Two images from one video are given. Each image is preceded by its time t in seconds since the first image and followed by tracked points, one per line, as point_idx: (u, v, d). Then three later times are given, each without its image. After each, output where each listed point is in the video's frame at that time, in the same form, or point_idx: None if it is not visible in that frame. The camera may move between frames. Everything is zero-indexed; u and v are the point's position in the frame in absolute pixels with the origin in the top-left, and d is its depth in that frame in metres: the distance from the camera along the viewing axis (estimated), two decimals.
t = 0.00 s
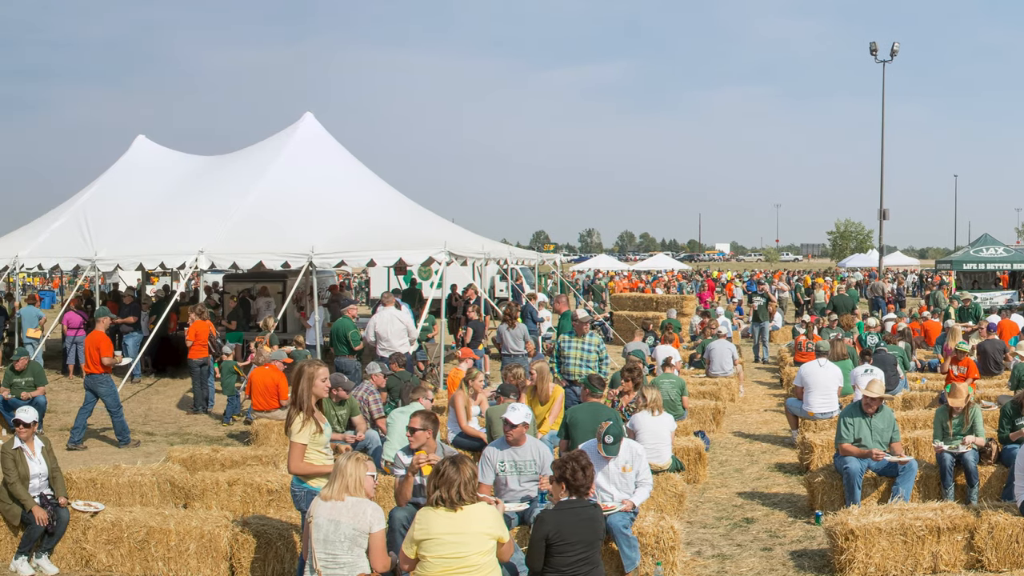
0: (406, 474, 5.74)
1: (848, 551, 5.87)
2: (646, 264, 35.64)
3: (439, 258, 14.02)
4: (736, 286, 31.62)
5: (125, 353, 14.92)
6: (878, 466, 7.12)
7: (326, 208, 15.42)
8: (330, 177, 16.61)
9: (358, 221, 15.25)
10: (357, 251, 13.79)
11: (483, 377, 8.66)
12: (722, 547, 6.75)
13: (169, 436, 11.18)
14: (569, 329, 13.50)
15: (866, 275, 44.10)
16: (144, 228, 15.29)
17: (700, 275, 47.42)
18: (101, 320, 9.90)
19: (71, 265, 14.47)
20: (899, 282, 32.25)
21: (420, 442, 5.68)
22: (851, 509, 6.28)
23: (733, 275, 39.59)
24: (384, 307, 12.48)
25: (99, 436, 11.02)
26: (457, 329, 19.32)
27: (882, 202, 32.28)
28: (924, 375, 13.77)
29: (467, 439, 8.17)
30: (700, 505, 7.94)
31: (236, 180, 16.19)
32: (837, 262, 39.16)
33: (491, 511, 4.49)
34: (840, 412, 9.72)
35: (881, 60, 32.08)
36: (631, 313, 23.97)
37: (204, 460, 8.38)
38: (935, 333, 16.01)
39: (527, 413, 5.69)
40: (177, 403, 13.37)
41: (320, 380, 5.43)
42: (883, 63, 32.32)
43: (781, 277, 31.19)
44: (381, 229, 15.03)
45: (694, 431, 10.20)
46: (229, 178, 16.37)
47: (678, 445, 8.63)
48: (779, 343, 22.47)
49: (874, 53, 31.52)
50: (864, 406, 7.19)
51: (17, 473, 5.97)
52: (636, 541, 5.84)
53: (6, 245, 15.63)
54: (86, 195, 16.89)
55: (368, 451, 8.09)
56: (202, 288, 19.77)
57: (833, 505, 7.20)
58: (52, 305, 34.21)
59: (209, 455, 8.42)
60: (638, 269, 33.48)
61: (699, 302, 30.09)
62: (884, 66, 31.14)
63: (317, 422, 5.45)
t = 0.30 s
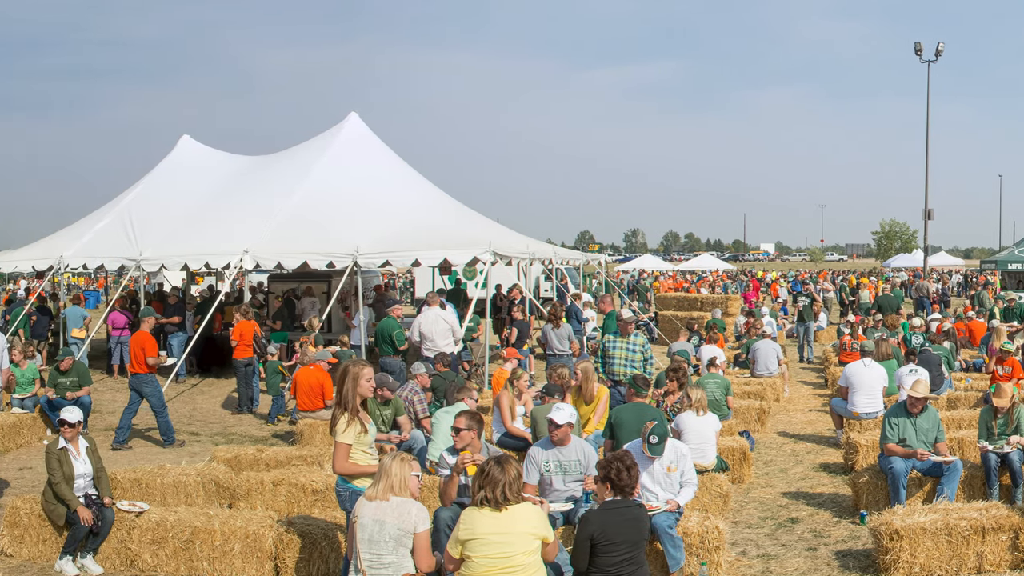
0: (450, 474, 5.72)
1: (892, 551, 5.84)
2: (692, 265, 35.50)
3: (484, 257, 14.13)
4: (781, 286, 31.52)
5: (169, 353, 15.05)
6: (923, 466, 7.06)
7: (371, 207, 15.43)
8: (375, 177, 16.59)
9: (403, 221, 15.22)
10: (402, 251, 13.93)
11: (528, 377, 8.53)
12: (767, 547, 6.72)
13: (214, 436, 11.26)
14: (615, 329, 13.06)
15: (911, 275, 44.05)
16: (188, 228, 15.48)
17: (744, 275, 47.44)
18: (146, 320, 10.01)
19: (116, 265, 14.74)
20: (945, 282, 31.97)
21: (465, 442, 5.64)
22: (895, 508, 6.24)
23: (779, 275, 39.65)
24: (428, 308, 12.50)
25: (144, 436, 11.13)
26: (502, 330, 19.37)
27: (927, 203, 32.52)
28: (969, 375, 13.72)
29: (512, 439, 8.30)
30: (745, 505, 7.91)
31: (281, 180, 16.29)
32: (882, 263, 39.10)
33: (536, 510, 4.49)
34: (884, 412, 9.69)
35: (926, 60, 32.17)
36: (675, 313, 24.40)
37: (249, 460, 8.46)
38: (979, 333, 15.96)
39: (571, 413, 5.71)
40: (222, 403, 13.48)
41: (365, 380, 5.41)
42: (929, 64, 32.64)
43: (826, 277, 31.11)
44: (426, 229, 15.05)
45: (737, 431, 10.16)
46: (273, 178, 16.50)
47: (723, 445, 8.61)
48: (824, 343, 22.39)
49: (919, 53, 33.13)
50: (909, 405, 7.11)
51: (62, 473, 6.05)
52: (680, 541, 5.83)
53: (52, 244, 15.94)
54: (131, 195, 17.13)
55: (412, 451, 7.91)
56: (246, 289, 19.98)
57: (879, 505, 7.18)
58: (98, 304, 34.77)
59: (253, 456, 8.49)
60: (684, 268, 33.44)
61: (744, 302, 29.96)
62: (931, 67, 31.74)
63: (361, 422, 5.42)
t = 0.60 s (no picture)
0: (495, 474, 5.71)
1: (937, 551, 5.82)
2: (737, 264, 35.41)
3: (528, 257, 13.76)
4: (825, 286, 31.40)
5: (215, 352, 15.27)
6: (967, 466, 7.05)
7: (416, 207, 15.56)
8: (418, 177, 16.69)
9: (448, 221, 15.30)
10: (447, 252, 13.74)
11: (572, 377, 8.73)
12: (812, 547, 6.68)
13: (259, 436, 11.32)
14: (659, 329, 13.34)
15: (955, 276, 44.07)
16: (232, 228, 15.61)
17: (789, 275, 47.39)
18: (191, 320, 10.09)
19: (161, 265, 14.79)
20: (990, 283, 31.67)
21: (510, 442, 5.69)
22: (940, 509, 6.22)
23: (822, 276, 39.61)
24: (473, 308, 12.48)
25: (188, 436, 11.22)
26: (547, 330, 19.35)
27: (974, 203, 32.53)
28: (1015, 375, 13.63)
29: (557, 439, 8.19)
30: (790, 505, 7.87)
31: (326, 180, 16.48)
32: (925, 263, 38.88)
33: (580, 511, 4.48)
34: (929, 412, 9.64)
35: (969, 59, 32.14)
36: (720, 312, 23.90)
37: (294, 460, 8.49)
38: None
39: (616, 413, 5.62)
40: (266, 403, 13.58)
41: (409, 380, 5.36)
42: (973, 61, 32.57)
43: (870, 276, 30.96)
44: (470, 229, 15.05)
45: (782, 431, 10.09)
46: (318, 178, 16.68)
47: (767, 445, 8.57)
48: (869, 343, 22.27)
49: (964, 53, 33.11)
50: (953, 406, 7.08)
51: (107, 473, 6.11)
52: (725, 541, 5.76)
53: (97, 245, 16.05)
54: (175, 195, 17.28)
55: (457, 451, 8.10)
56: (293, 289, 20.13)
57: (923, 506, 7.15)
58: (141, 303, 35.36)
59: (298, 455, 8.53)
60: (728, 268, 33.47)
61: (788, 302, 29.88)
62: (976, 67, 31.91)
63: (406, 422, 5.40)
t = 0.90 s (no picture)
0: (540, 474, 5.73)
1: (982, 551, 5.80)
2: (783, 265, 35.25)
3: (574, 258, 13.69)
4: (870, 287, 31.22)
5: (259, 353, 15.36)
6: (1013, 467, 7.00)
7: (461, 207, 15.56)
8: (463, 177, 16.72)
9: (493, 221, 15.28)
10: (492, 252, 13.76)
11: (619, 377, 8.49)
12: (856, 547, 6.67)
13: (304, 436, 11.39)
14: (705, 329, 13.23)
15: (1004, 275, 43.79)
16: (276, 229, 15.79)
17: (833, 275, 47.32)
18: (236, 320, 10.15)
19: (206, 265, 15.04)
20: None
21: (555, 442, 5.58)
22: (985, 509, 6.18)
23: (868, 276, 39.41)
24: (518, 308, 12.52)
25: (233, 436, 11.31)
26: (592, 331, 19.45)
27: None
28: None
29: (601, 439, 8.37)
30: (834, 505, 7.84)
31: (372, 180, 16.60)
32: (971, 262, 38.54)
33: (625, 511, 4.47)
34: (974, 412, 9.58)
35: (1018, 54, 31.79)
36: (765, 313, 24.11)
37: (339, 460, 8.55)
38: None
39: (661, 414, 5.68)
40: (310, 403, 13.66)
41: (454, 380, 5.42)
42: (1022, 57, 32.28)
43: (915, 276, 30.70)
44: (515, 229, 15.02)
45: (827, 431, 10.07)
46: (364, 178, 16.81)
47: (812, 445, 8.57)
48: (914, 343, 22.12)
49: (1010, 53, 35.42)
50: (998, 406, 7.08)
51: (152, 473, 6.18)
52: (771, 541, 5.78)
53: (141, 245, 16.29)
54: (220, 195, 17.50)
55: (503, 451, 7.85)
56: (337, 289, 20.24)
57: (968, 506, 7.11)
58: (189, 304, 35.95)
59: (343, 455, 8.58)
60: (773, 267, 33.48)
61: (834, 302, 29.74)
62: None
63: (451, 422, 5.41)
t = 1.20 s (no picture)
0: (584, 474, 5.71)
1: None
2: (827, 265, 34.99)
3: (619, 258, 13.61)
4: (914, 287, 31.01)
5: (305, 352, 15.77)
6: None
7: (506, 208, 15.56)
8: (509, 178, 16.73)
9: (538, 221, 15.28)
10: (537, 252, 13.72)
11: (663, 377, 8.66)
12: (901, 547, 6.63)
13: (348, 436, 11.43)
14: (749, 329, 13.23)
15: None
16: (319, 229, 15.85)
17: (877, 275, 46.92)
18: (281, 321, 10.19)
19: (251, 265, 15.15)
20: None
21: (600, 442, 5.61)
22: None
23: (912, 276, 39.17)
24: (562, 308, 12.46)
25: (279, 436, 11.39)
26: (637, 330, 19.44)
27: None
28: None
29: (646, 439, 8.26)
30: (879, 505, 7.80)
31: (417, 180, 16.66)
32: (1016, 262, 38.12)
33: (671, 512, 4.47)
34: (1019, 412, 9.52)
35: None
36: (809, 313, 23.90)
37: (384, 460, 8.57)
38: None
39: (706, 414, 5.61)
40: (355, 403, 13.73)
41: (499, 380, 5.41)
42: None
43: (960, 276, 30.41)
44: (561, 229, 14.98)
45: (871, 431, 10.03)
46: (410, 178, 16.89)
47: (856, 444, 8.50)
48: (959, 343, 21.94)
49: None
50: None
51: (197, 473, 6.20)
52: (816, 542, 5.78)
53: (187, 245, 16.50)
54: (265, 195, 17.63)
55: (548, 451, 8.19)
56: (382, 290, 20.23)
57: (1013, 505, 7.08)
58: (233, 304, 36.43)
59: (388, 456, 8.61)
60: (819, 267, 33.38)
61: (879, 303, 29.53)
62: None
63: (496, 422, 5.43)
